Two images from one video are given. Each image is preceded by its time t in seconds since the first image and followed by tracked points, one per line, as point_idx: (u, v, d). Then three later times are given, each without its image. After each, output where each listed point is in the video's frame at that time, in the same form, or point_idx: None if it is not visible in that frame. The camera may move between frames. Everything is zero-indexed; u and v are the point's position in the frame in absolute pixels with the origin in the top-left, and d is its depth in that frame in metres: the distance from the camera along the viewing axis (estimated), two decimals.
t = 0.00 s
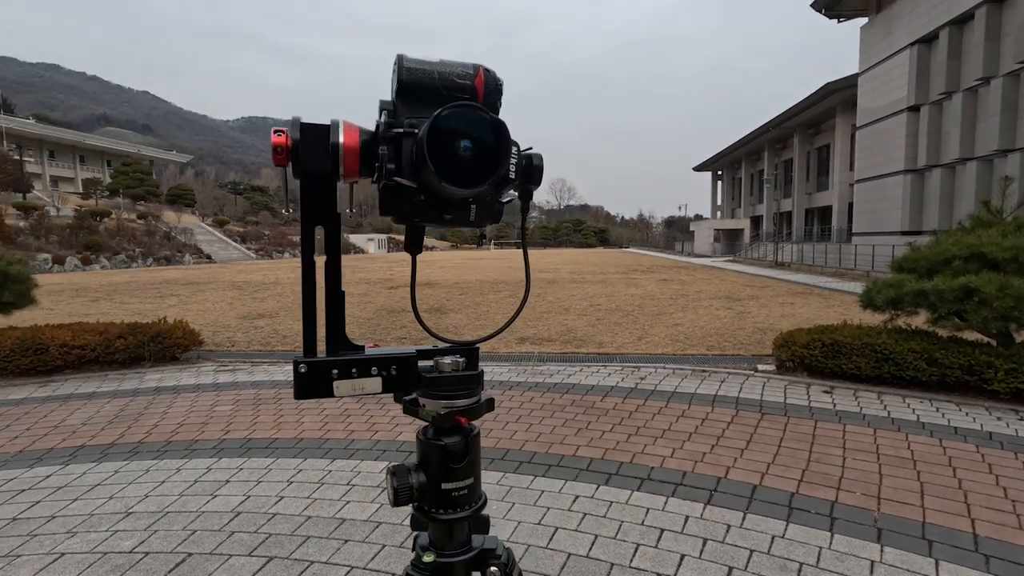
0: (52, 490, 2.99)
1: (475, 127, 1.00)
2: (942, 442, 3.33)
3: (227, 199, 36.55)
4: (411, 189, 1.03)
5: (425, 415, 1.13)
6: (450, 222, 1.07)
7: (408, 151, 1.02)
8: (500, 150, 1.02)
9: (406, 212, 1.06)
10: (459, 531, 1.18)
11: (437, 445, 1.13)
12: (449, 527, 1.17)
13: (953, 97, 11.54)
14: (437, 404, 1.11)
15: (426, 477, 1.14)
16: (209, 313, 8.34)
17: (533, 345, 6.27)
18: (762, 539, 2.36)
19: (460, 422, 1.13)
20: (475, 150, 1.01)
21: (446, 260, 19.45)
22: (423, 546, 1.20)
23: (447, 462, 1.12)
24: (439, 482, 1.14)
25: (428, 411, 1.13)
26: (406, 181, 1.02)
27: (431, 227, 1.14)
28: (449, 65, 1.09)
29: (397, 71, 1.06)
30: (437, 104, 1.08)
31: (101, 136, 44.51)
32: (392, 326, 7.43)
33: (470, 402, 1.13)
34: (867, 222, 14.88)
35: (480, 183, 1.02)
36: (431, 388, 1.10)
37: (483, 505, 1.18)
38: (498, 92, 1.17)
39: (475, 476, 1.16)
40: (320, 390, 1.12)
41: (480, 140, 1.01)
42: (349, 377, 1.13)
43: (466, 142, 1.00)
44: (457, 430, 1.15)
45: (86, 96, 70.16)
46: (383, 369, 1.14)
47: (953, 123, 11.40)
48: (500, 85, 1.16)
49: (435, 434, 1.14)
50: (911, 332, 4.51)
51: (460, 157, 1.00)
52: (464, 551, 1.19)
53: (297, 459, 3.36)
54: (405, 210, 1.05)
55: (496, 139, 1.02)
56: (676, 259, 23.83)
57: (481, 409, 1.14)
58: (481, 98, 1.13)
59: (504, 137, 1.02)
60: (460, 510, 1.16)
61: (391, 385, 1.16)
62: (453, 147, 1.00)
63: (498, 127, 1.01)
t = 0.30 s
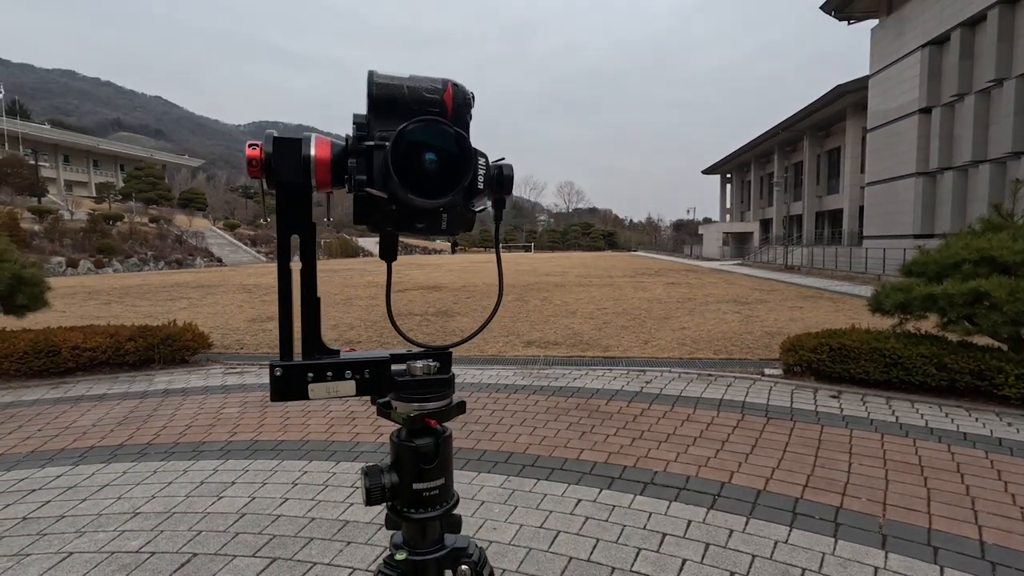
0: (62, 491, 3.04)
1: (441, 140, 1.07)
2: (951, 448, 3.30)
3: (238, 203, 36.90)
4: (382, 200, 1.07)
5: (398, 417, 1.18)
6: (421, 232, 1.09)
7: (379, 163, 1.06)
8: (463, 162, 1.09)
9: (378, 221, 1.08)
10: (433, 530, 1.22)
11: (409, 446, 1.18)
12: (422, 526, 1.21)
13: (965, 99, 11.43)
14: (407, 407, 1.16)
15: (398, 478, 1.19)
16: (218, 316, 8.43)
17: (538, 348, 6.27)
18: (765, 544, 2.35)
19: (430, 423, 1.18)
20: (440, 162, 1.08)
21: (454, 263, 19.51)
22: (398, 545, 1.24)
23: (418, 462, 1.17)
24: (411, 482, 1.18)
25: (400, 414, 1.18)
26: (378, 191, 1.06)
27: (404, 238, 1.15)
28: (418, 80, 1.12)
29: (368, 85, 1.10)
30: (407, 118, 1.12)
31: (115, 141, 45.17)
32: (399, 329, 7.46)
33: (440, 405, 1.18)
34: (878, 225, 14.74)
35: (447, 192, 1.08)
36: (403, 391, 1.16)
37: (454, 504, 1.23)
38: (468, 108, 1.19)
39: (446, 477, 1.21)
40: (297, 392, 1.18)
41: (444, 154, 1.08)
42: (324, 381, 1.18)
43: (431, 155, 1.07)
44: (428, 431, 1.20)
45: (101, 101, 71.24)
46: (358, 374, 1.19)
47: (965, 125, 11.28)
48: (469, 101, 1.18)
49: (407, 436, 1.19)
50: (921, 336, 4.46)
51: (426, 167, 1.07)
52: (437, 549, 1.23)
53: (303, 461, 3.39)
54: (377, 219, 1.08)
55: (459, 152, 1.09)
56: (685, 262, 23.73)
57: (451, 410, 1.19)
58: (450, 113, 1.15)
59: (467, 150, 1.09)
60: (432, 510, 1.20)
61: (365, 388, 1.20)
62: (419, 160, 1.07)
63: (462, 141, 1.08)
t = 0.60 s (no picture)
0: (74, 490, 3.08)
1: (426, 149, 1.09)
2: (962, 454, 3.26)
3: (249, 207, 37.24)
4: (372, 207, 1.10)
5: (388, 417, 1.20)
6: (410, 237, 1.13)
7: (367, 172, 1.09)
8: (449, 170, 1.10)
9: (369, 228, 1.12)
10: (424, 530, 1.24)
11: (399, 445, 1.19)
12: (412, 527, 1.23)
13: (979, 100, 11.30)
14: (396, 405, 1.18)
15: (387, 477, 1.21)
16: (228, 319, 8.50)
17: (545, 351, 6.28)
18: (771, 549, 2.33)
19: (419, 422, 1.20)
20: (426, 170, 1.10)
21: (463, 267, 19.58)
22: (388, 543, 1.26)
23: (407, 462, 1.19)
24: (401, 482, 1.20)
25: (390, 415, 1.20)
26: (367, 200, 1.09)
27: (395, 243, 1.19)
28: (406, 91, 1.14)
29: (357, 95, 1.12)
30: (395, 128, 1.13)
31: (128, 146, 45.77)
32: (407, 331, 7.50)
33: (430, 406, 1.20)
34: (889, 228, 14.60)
35: (433, 201, 1.10)
36: (393, 393, 1.18)
37: (444, 504, 1.25)
38: (457, 116, 1.20)
39: (436, 476, 1.23)
40: (289, 393, 1.20)
41: (430, 162, 1.10)
42: (316, 382, 1.20)
43: (417, 163, 1.09)
44: (418, 432, 1.22)
45: (115, 107, 72.25)
46: (349, 374, 1.21)
47: (979, 126, 11.16)
48: (457, 110, 1.19)
49: (397, 436, 1.21)
50: (932, 341, 4.42)
51: (411, 176, 1.09)
52: (428, 549, 1.25)
53: (310, 463, 3.42)
54: (367, 227, 1.12)
55: (444, 160, 1.10)
56: (695, 265, 23.64)
57: (440, 411, 1.21)
58: (437, 123, 1.16)
59: (452, 158, 1.10)
60: (421, 511, 1.22)
61: (356, 390, 1.22)
62: (405, 169, 1.09)
63: (446, 149, 1.09)
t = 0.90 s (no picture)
0: (85, 491, 3.12)
1: (424, 154, 1.09)
2: (975, 460, 3.22)
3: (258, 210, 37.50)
4: (371, 212, 1.10)
5: (388, 422, 1.21)
6: (409, 243, 1.13)
7: (367, 177, 1.10)
8: (446, 176, 1.11)
9: (368, 233, 1.13)
10: (423, 535, 1.24)
11: (399, 449, 1.20)
12: (411, 531, 1.23)
13: (992, 101, 11.18)
14: (395, 408, 1.19)
15: (387, 481, 1.21)
16: (238, 322, 8.56)
17: (553, 354, 6.27)
18: (781, 555, 2.31)
19: (418, 426, 1.21)
20: (423, 176, 1.10)
21: (471, 269, 19.58)
22: (387, 548, 1.26)
23: (406, 465, 1.20)
24: (400, 486, 1.21)
25: (390, 419, 1.21)
26: (366, 205, 1.09)
27: (394, 249, 1.19)
28: (405, 97, 1.15)
29: (356, 101, 1.13)
30: (393, 133, 1.14)
31: (141, 150, 46.27)
32: (415, 334, 7.51)
33: (429, 410, 1.21)
34: (901, 230, 14.45)
35: (430, 206, 1.10)
36: (393, 397, 1.19)
37: (443, 509, 1.25)
38: (456, 121, 1.21)
39: (435, 480, 1.24)
40: (289, 397, 1.20)
41: (427, 167, 1.10)
42: (316, 387, 1.20)
43: (415, 169, 1.10)
44: (417, 435, 1.22)
45: (128, 112, 73.14)
46: (349, 379, 1.22)
47: (992, 128, 11.04)
48: (456, 115, 1.20)
49: (396, 440, 1.21)
50: (944, 344, 4.37)
51: (409, 182, 1.09)
52: (427, 554, 1.25)
53: (317, 465, 3.43)
54: (366, 231, 1.13)
55: (441, 165, 1.11)
56: (704, 268, 23.50)
57: (440, 415, 1.22)
58: (435, 129, 1.17)
59: (450, 163, 1.11)
60: (421, 515, 1.22)
61: (355, 394, 1.22)
62: (404, 174, 1.09)
63: (444, 155, 1.10)
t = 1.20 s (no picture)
0: (93, 493, 3.12)
1: (426, 152, 1.08)
2: (988, 466, 3.17)
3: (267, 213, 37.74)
4: (372, 212, 1.10)
5: (389, 426, 1.20)
6: (411, 243, 1.12)
7: (367, 176, 1.09)
8: (447, 175, 1.10)
9: (368, 232, 1.12)
10: (425, 541, 1.23)
11: (400, 454, 1.19)
12: (412, 537, 1.22)
13: (1004, 102, 11.07)
14: (395, 413, 1.18)
15: (388, 486, 1.20)
16: (246, 324, 8.59)
17: (560, 358, 6.24)
18: (791, 562, 2.28)
19: (419, 431, 1.19)
20: (424, 174, 1.09)
21: (478, 273, 19.59)
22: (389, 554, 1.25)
23: (407, 470, 1.18)
24: (401, 492, 1.19)
25: (391, 423, 1.19)
26: (366, 204, 1.08)
27: (395, 248, 1.18)
28: (406, 95, 1.14)
29: (357, 100, 1.12)
30: (394, 131, 1.13)
31: (152, 154, 46.70)
32: (421, 336, 7.51)
33: (431, 415, 1.19)
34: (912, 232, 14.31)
35: (432, 204, 1.09)
36: (393, 401, 1.18)
37: (445, 515, 1.24)
38: (457, 120, 1.20)
39: (437, 486, 1.23)
40: (289, 400, 1.20)
41: (429, 166, 1.09)
42: (317, 389, 1.20)
43: (416, 167, 1.09)
44: (418, 440, 1.21)
45: (139, 116, 73.87)
46: (349, 382, 1.21)
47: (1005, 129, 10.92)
48: (458, 113, 1.19)
49: (397, 445, 1.20)
50: (956, 348, 4.31)
51: (411, 181, 1.09)
52: (429, 560, 1.24)
53: (324, 468, 3.43)
54: (366, 230, 1.12)
55: (443, 163, 1.10)
56: (712, 271, 23.37)
57: (441, 420, 1.20)
58: (437, 127, 1.16)
59: (452, 161, 1.10)
60: (421, 521, 1.21)
61: (356, 397, 1.21)
62: (404, 172, 1.08)
63: (446, 153, 1.09)
